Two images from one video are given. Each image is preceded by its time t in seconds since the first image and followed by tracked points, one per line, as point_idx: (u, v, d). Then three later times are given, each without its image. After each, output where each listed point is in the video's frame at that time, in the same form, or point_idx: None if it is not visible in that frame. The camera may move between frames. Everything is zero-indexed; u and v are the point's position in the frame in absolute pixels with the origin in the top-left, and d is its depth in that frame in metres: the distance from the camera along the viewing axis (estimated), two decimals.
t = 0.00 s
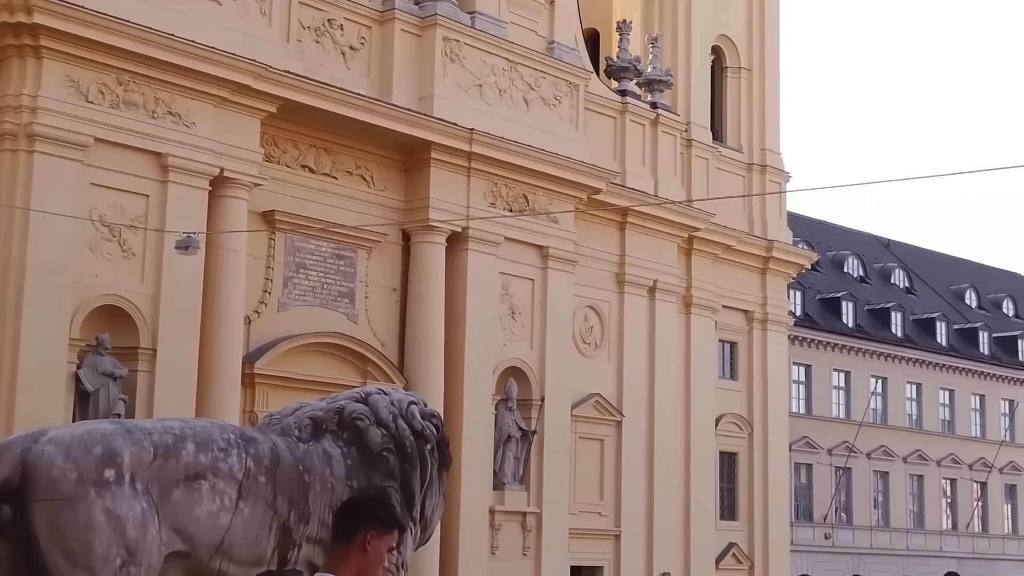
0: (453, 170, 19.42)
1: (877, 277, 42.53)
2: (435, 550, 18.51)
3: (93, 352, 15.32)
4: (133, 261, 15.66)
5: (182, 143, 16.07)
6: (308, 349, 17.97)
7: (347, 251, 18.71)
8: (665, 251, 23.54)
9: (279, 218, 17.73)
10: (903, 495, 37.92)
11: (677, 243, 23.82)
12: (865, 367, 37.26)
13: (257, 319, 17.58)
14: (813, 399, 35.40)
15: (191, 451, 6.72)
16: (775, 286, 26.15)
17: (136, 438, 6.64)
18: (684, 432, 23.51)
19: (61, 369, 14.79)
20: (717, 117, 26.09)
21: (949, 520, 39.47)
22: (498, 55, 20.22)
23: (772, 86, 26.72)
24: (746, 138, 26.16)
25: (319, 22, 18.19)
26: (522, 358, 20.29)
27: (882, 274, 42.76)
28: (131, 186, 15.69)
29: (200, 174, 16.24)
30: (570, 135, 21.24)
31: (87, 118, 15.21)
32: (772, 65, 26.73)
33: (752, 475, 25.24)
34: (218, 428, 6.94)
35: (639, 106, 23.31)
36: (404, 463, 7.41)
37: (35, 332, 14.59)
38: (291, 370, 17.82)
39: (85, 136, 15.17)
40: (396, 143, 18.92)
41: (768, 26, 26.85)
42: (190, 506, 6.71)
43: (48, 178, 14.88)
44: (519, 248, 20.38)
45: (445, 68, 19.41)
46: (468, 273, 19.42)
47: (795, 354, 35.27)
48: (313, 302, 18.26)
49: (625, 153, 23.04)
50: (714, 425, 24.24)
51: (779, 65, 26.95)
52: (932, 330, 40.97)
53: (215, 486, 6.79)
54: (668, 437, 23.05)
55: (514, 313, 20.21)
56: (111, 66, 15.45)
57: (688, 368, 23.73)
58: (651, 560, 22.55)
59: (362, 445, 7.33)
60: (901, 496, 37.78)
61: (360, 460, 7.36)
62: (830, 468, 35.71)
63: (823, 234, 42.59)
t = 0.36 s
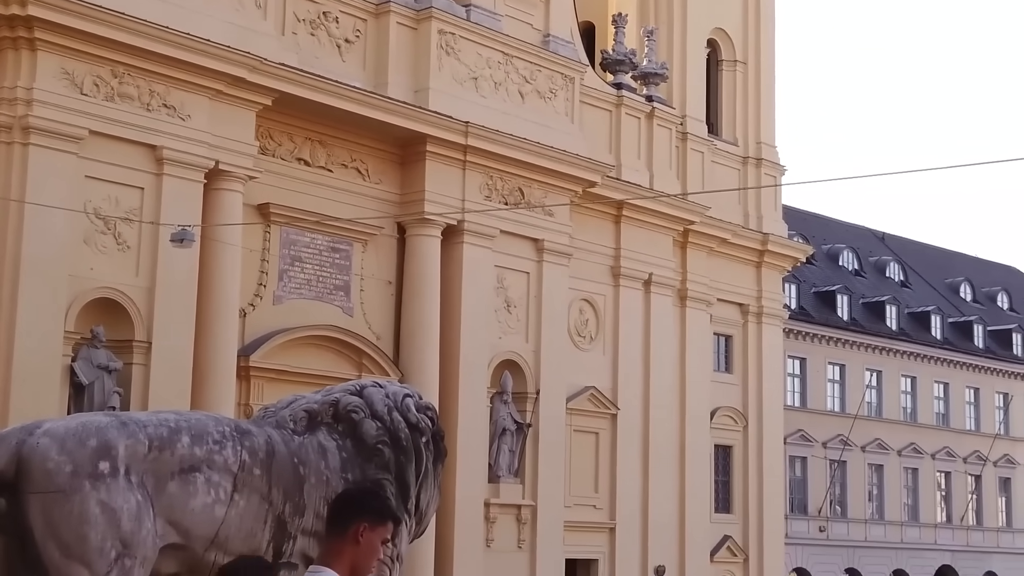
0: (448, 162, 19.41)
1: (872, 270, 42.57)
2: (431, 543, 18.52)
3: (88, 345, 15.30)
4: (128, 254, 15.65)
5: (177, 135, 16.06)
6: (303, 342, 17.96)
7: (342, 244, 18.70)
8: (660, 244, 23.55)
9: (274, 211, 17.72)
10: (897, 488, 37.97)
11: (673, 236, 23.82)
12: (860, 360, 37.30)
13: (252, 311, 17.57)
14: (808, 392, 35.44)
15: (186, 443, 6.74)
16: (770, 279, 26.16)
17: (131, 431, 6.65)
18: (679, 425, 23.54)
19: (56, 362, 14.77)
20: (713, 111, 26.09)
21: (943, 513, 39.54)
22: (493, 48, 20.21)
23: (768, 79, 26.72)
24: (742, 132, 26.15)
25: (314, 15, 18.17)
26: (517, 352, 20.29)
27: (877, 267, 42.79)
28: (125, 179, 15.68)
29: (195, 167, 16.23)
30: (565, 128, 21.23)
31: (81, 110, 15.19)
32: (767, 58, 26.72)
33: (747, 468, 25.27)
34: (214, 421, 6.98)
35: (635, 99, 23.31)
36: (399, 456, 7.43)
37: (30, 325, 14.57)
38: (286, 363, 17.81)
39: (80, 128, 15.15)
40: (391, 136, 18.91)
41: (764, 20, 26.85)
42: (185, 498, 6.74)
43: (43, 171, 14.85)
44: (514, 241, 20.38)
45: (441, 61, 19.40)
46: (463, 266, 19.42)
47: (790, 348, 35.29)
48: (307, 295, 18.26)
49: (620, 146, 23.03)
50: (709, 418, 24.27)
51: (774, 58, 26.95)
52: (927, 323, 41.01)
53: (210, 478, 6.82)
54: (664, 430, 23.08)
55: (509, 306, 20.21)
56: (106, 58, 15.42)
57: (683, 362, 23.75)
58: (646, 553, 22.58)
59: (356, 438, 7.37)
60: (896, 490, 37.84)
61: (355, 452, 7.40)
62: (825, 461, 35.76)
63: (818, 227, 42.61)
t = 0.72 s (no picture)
0: (444, 155, 19.40)
1: (867, 263, 42.59)
2: (426, 535, 18.55)
3: (83, 338, 15.31)
4: (123, 247, 15.64)
5: (172, 128, 16.04)
6: (299, 335, 17.98)
7: (338, 237, 18.69)
8: (656, 237, 23.55)
9: (269, 204, 17.72)
10: (892, 481, 38.03)
11: (668, 229, 23.83)
12: (855, 353, 37.33)
13: (248, 304, 17.57)
14: (802, 385, 35.48)
15: (181, 435, 6.79)
16: (765, 272, 26.18)
17: (125, 423, 6.69)
18: (674, 418, 23.57)
19: (51, 354, 14.77)
20: (709, 104, 26.09)
21: (937, 506, 39.61)
22: (489, 41, 20.20)
23: (763, 72, 26.71)
24: (737, 125, 26.16)
25: (310, 7, 18.11)
26: (513, 345, 20.30)
27: (872, 260, 42.82)
28: (121, 171, 15.66)
29: (190, 160, 16.21)
30: (561, 121, 21.22)
31: (76, 102, 15.18)
32: (763, 51, 26.72)
33: (742, 461, 25.30)
34: (208, 413, 7.02)
35: (630, 92, 23.30)
36: (394, 448, 7.49)
37: (25, 318, 14.56)
38: (282, 356, 17.83)
39: (75, 121, 15.14)
40: (387, 129, 18.89)
41: (759, 13, 26.84)
42: (180, 490, 6.78)
43: (38, 163, 14.84)
44: (509, 234, 20.38)
45: (436, 54, 19.39)
46: (459, 259, 19.42)
47: (785, 341, 35.31)
48: (303, 288, 18.26)
49: (616, 139, 23.03)
50: (704, 411, 24.30)
51: (770, 51, 26.94)
52: (922, 316, 41.06)
53: (205, 471, 6.86)
54: (659, 423, 23.10)
55: (504, 299, 20.22)
56: (101, 50, 15.40)
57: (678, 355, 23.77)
58: (641, 546, 22.60)
59: (351, 430, 7.41)
60: (890, 482, 37.90)
61: (350, 445, 7.43)
62: (819, 454, 35.81)
63: (813, 220, 42.64)
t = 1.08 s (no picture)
0: (440, 149, 19.39)
1: (863, 257, 42.63)
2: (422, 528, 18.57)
3: (78, 331, 15.28)
4: (119, 240, 15.63)
5: (168, 121, 16.02)
6: (294, 328, 17.97)
7: (334, 231, 18.68)
8: (652, 231, 23.55)
9: (265, 197, 17.71)
10: (888, 475, 38.07)
11: (664, 223, 23.84)
12: (851, 347, 37.35)
13: (244, 298, 17.55)
14: (798, 378, 35.51)
15: (177, 429, 6.81)
16: (761, 266, 26.18)
17: (121, 416, 6.68)
18: (670, 412, 23.60)
19: (46, 347, 14.76)
20: (705, 98, 26.08)
21: (932, 499, 39.68)
22: (485, 34, 20.19)
23: (759, 66, 26.70)
24: (733, 119, 26.15)
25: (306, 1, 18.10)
26: (509, 338, 20.30)
27: (868, 254, 42.85)
28: (116, 165, 15.64)
29: (186, 153, 16.20)
30: (557, 114, 21.21)
31: (71, 95, 15.16)
32: (759, 45, 26.71)
33: (737, 455, 25.33)
34: (204, 406, 7.05)
35: (626, 86, 23.30)
36: (390, 442, 7.57)
37: (20, 311, 14.56)
38: (277, 350, 17.81)
39: (70, 114, 15.12)
40: (383, 122, 18.89)
41: (756, 7, 26.82)
42: (176, 484, 6.80)
43: (33, 156, 14.83)
44: (505, 228, 20.38)
45: (432, 48, 19.38)
46: (455, 253, 19.41)
47: (780, 335, 35.33)
48: (299, 282, 18.25)
49: (612, 133, 23.03)
50: (699, 405, 24.32)
51: (766, 45, 26.93)
52: (917, 310, 41.10)
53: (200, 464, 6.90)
54: (655, 417, 23.12)
55: (500, 293, 20.22)
56: (96, 43, 15.39)
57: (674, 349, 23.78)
58: (637, 540, 22.62)
59: (347, 423, 7.47)
60: (886, 476, 37.95)
61: (346, 438, 7.50)
62: (815, 448, 35.85)
63: (809, 214, 42.66)
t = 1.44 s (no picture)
0: (436, 142, 19.38)
1: (858, 251, 42.65)
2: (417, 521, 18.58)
3: (73, 324, 15.27)
4: (114, 233, 15.62)
5: (163, 113, 16.01)
6: (289, 321, 17.96)
7: (329, 223, 18.66)
8: (647, 224, 23.55)
9: (260, 189, 17.68)
10: (882, 468, 38.13)
11: (660, 217, 23.84)
12: (846, 340, 37.38)
13: (239, 291, 17.54)
14: (793, 371, 35.54)
15: (171, 422, 6.81)
16: (757, 259, 26.18)
17: (116, 409, 6.68)
18: (664, 405, 23.62)
19: (41, 340, 14.75)
20: (700, 91, 26.07)
21: (927, 492, 39.73)
22: (481, 27, 20.18)
23: (755, 59, 26.69)
24: (729, 113, 26.14)
25: None
26: (504, 331, 20.30)
27: (863, 248, 42.86)
28: (112, 157, 15.62)
29: (181, 146, 16.17)
30: (553, 107, 21.20)
31: (67, 88, 15.14)
32: (754, 39, 26.70)
33: (732, 448, 25.36)
34: (199, 399, 7.04)
35: (622, 79, 23.29)
36: (386, 434, 7.46)
37: (16, 303, 14.54)
38: (272, 343, 17.81)
39: (65, 106, 15.10)
40: (378, 115, 18.87)
41: None
42: (171, 476, 6.82)
43: (29, 149, 14.81)
44: (500, 221, 20.37)
45: (428, 40, 19.36)
46: (450, 246, 19.41)
47: (776, 328, 35.36)
48: (294, 275, 18.24)
49: (607, 126, 23.02)
50: (695, 398, 24.33)
51: (761, 39, 26.92)
52: (912, 304, 41.13)
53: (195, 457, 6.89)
54: (650, 409, 23.13)
55: (496, 286, 20.21)
56: (91, 36, 15.36)
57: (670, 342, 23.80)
58: (632, 533, 22.65)
59: (342, 416, 7.44)
60: (880, 469, 38.00)
61: (341, 431, 7.48)
62: (810, 441, 35.89)
63: (804, 208, 42.68)
